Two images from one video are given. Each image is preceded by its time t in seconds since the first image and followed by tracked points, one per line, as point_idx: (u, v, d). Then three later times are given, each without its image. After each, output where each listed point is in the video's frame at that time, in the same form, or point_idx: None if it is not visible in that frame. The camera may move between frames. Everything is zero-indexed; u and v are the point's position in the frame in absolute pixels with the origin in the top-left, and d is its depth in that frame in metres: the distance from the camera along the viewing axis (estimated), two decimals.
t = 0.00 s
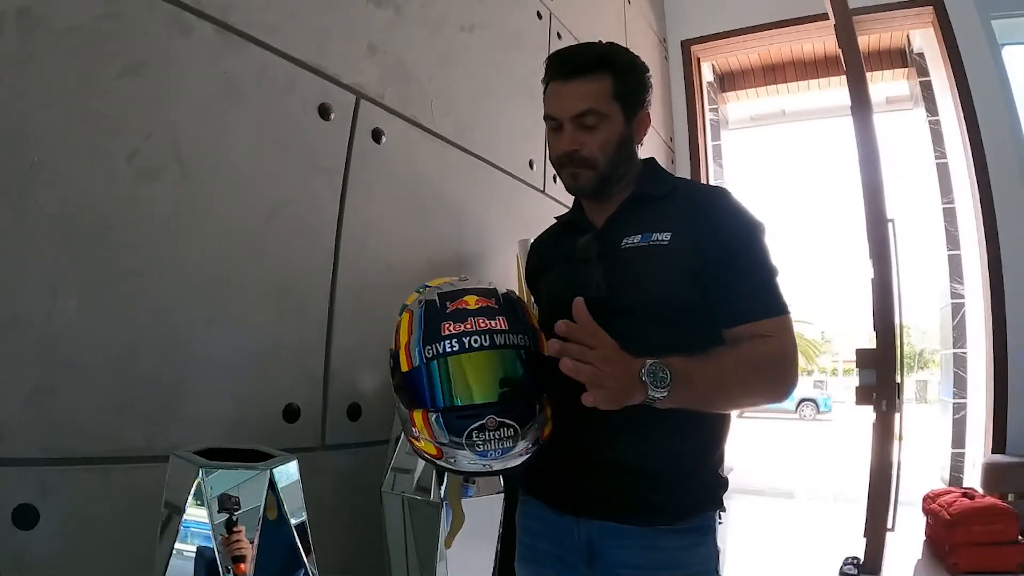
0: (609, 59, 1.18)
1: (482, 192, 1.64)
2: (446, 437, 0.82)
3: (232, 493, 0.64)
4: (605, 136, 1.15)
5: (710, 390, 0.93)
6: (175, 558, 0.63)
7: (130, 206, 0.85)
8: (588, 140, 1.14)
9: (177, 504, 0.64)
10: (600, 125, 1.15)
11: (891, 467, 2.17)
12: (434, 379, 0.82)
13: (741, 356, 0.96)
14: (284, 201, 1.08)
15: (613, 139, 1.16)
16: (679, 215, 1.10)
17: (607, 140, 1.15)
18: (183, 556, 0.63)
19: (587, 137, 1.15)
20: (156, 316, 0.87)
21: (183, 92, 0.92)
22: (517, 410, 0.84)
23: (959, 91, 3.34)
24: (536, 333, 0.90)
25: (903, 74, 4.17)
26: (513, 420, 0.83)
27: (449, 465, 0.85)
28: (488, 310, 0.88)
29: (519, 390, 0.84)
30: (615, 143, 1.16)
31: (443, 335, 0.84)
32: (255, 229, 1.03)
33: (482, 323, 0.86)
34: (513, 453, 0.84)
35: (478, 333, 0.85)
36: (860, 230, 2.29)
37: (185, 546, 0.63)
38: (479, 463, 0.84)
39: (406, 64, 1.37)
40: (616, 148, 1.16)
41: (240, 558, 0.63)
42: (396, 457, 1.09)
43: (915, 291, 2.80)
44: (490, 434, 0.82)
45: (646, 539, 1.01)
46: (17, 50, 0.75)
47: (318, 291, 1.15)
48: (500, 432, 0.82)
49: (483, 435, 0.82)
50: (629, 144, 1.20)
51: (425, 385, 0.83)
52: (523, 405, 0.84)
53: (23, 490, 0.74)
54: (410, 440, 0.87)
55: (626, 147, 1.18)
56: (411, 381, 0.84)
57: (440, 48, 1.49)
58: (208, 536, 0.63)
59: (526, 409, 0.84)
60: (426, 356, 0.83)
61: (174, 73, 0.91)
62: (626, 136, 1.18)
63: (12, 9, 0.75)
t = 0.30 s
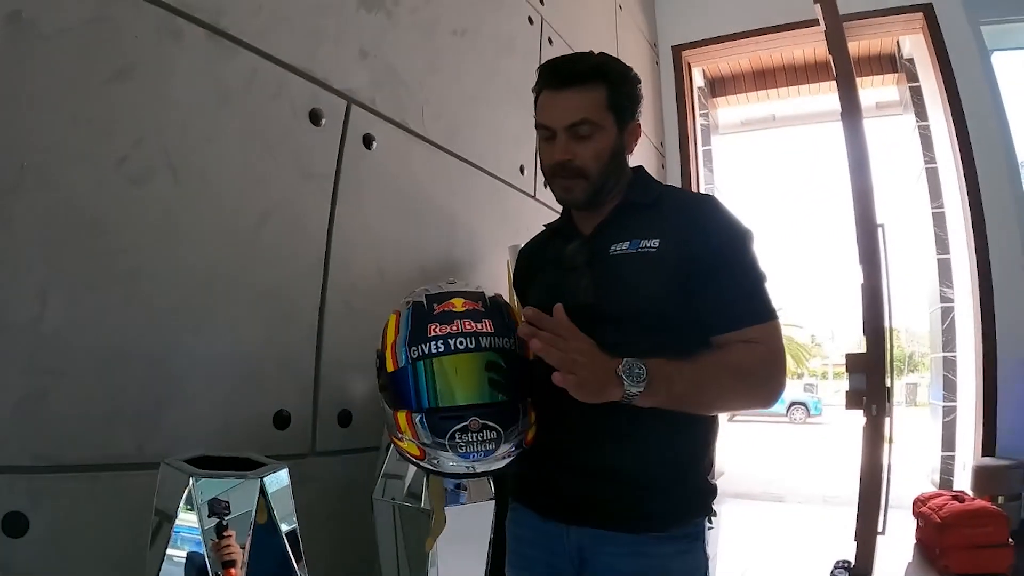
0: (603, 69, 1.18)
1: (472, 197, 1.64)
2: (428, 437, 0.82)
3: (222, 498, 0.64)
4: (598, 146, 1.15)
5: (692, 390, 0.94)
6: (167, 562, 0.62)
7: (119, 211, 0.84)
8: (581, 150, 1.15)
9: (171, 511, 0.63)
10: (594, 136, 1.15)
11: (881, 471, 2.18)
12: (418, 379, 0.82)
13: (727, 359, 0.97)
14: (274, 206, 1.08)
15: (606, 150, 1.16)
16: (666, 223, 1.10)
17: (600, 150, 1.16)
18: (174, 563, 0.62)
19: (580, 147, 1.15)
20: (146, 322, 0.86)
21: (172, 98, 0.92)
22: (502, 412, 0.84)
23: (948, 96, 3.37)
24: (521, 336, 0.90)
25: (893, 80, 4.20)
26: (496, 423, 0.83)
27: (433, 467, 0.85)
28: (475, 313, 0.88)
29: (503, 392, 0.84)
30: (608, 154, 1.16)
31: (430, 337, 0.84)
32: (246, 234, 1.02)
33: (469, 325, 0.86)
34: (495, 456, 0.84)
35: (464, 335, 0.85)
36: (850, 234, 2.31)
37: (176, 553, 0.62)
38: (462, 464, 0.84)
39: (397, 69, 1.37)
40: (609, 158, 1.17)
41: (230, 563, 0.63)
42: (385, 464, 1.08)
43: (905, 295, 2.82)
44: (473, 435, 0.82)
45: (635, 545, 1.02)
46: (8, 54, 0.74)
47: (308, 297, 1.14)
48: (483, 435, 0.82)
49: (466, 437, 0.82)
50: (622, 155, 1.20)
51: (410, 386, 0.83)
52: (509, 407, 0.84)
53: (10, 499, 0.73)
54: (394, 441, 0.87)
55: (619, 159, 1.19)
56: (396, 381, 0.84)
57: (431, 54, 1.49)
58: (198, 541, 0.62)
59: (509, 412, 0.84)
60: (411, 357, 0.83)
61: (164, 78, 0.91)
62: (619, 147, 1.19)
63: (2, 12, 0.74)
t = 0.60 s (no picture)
0: (599, 82, 1.18)
1: (465, 206, 1.63)
2: (419, 458, 0.81)
3: (213, 503, 0.63)
4: (593, 159, 1.15)
5: (686, 402, 0.93)
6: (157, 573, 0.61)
7: (107, 220, 0.82)
8: (576, 162, 1.14)
9: (159, 524, 0.62)
10: (590, 148, 1.15)
11: (874, 478, 2.18)
12: (408, 399, 0.82)
13: (720, 374, 0.96)
14: (265, 215, 1.07)
15: (602, 163, 1.16)
16: (659, 236, 1.10)
17: (595, 163, 1.15)
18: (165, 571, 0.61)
19: (575, 159, 1.14)
20: (134, 333, 0.85)
21: (162, 104, 0.90)
22: (492, 434, 0.83)
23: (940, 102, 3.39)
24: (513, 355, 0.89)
25: (884, 86, 4.22)
26: (488, 444, 0.83)
27: (423, 487, 0.84)
28: (466, 331, 0.87)
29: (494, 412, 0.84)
30: (603, 167, 1.16)
31: (421, 356, 0.83)
32: (236, 244, 1.01)
33: (460, 343, 0.85)
34: (487, 477, 0.84)
35: (455, 354, 0.84)
36: (843, 241, 2.31)
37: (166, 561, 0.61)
38: (453, 485, 0.83)
39: (390, 77, 1.37)
40: (604, 171, 1.17)
41: (221, 567, 0.62)
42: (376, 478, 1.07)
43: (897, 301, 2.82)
44: (464, 456, 0.81)
45: (628, 561, 1.01)
46: None
47: (299, 307, 1.13)
48: (474, 456, 0.82)
49: (457, 458, 0.81)
50: (617, 169, 1.20)
51: (400, 405, 0.82)
52: (499, 427, 0.84)
53: None
54: (385, 460, 0.86)
55: (613, 172, 1.19)
56: (385, 400, 0.83)
57: (424, 61, 1.48)
58: (189, 547, 0.61)
59: (501, 433, 0.84)
60: (401, 376, 0.83)
61: (154, 84, 0.89)
62: (613, 161, 1.19)
63: None
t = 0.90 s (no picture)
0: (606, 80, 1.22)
1: (459, 211, 1.64)
2: (416, 462, 0.82)
3: (203, 509, 0.63)
4: (600, 151, 1.17)
5: (674, 411, 0.95)
6: None
7: (102, 221, 0.83)
8: (583, 154, 1.16)
9: (153, 528, 0.62)
10: (597, 141, 1.17)
11: (866, 482, 2.18)
12: (404, 404, 0.82)
13: (710, 378, 0.97)
14: (260, 218, 1.07)
15: (608, 156, 1.18)
16: (651, 240, 1.11)
17: (602, 155, 1.17)
18: None
19: (584, 149, 1.16)
20: (129, 334, 0.85)
21: (158, 107, 0.91)
22: (489, 437, 0.84)
23: (931, 110, 3.43)
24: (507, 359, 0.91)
25: (876, 94, 4.27)
26: (485, 447, 0.84)
27: (419, 491, 0.84)
28: (461, 335, 0.89)
29: (490, 416, 0.85)
30: (609, 160, 1.19)
31: (417, 360, 0.84)
32: (231, 246, 1.01)
33: (456, 347, 0.86)
34: (484, 480, 0.85)
35: (451, 358, 0.85)
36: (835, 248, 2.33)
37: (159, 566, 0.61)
38: (450, 489, 0.84)
39: (384, 82, 1.38)
40: (609, 165, 1.19)
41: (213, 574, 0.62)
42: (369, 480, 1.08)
43: (889, 307, 2.84)
44: (462, 460, 0.82)
45: (620, 562, 1.02)
46: None
47: (293, 309, 1.13)
48: (472, 459, 0.83)
49: (455, 461, 0.82)
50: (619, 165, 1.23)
51: (397, 409, 0.82)
52: (494, 431, 0.85)
53: None
54: (380, 464, 0.86)
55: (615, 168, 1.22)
56: (381, 405, 0.84)
57: (419, 66, 1.49)
58: (181, 553, 0.61)
59: (497, 436, 0.85)
60: (397, 380, 0.83)
61: (150, 87, 0.90)
62: (616, 157, 1.22)
63: None
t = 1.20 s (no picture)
0: (602, 84, 1.23)
1: (453, 214, 1.65)
2: (412, 471, 0.83)
3: (196, 514, 0.63)
4: (597, 153, 1.18)
5: (669, 408, 0.96)
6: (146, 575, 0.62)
7: (99, 218, 0.83)
8: (581, 155, 1.17)
9: (149, 528, 0.63)
10: (594, 143, 1.19)
11: (858, 485, 2.19)
12: (399, 414, 0.83)
13: (704, 376, 0.98)
14: (256, 218, 1.08)
15: (604, 158, 1.20)
16: (644, 240, 1.12)
17: (599, 157, 1.19)
18: None
19: (581, 150, 1.17)
20: (125, 331, 0.86)
21: (155, 106, 0.92)
22: (483, 446, 0.86)
23: (923, 116, 3.46)
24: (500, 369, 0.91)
25: (869, 101, 4.30)
26: (479, 456, 0.85)
27: (414, 498, 0.86)
28: (455, 344, 0.89)
29: (483, 426, 0.86)
30: (605, 161, 1.20)
31: (411, 370, 0.84)
32: (227, 245, 1.02)
33: (450, 356, 0.87)
34: (478, 488, 0.86)
35: (445, 369, 0.85)
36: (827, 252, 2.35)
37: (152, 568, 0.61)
38: (445, 496, 0.85)
39: (381, 85, 1.39)
40: (604, 167, 1.20)
41: None
42: (363, 479, 1.08)
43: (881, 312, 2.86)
44: (456, 469, 0.84)
45: (614, 560, 1.02)
46: None
47: (289, 309, 1.14)
48: (466, 468, 0.84)
49: (450, 470, 0.83)
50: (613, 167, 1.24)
51: (393, 419, 0.83)
52: (489, 440, 0.86)
53: None
54: (375, 471, 0.87)
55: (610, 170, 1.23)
56: (376, 414, 0.84)
57: (415, 70, 1.51)
58: (173, 557, 0.61)
59: (491, 445, 0.86)
60: (391, 390, 0.84)
61: (148, 86, 0.91)
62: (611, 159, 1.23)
63: None
